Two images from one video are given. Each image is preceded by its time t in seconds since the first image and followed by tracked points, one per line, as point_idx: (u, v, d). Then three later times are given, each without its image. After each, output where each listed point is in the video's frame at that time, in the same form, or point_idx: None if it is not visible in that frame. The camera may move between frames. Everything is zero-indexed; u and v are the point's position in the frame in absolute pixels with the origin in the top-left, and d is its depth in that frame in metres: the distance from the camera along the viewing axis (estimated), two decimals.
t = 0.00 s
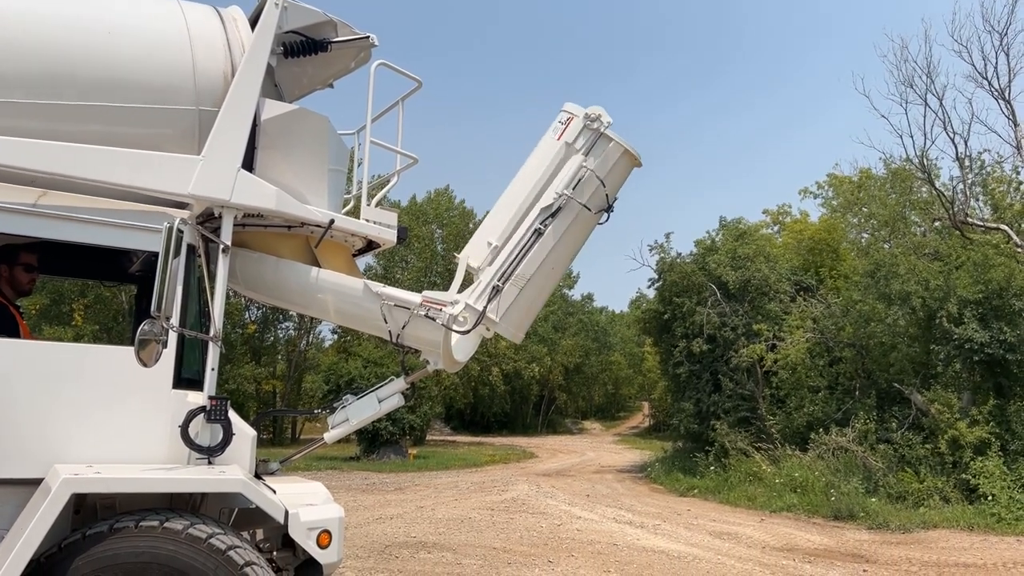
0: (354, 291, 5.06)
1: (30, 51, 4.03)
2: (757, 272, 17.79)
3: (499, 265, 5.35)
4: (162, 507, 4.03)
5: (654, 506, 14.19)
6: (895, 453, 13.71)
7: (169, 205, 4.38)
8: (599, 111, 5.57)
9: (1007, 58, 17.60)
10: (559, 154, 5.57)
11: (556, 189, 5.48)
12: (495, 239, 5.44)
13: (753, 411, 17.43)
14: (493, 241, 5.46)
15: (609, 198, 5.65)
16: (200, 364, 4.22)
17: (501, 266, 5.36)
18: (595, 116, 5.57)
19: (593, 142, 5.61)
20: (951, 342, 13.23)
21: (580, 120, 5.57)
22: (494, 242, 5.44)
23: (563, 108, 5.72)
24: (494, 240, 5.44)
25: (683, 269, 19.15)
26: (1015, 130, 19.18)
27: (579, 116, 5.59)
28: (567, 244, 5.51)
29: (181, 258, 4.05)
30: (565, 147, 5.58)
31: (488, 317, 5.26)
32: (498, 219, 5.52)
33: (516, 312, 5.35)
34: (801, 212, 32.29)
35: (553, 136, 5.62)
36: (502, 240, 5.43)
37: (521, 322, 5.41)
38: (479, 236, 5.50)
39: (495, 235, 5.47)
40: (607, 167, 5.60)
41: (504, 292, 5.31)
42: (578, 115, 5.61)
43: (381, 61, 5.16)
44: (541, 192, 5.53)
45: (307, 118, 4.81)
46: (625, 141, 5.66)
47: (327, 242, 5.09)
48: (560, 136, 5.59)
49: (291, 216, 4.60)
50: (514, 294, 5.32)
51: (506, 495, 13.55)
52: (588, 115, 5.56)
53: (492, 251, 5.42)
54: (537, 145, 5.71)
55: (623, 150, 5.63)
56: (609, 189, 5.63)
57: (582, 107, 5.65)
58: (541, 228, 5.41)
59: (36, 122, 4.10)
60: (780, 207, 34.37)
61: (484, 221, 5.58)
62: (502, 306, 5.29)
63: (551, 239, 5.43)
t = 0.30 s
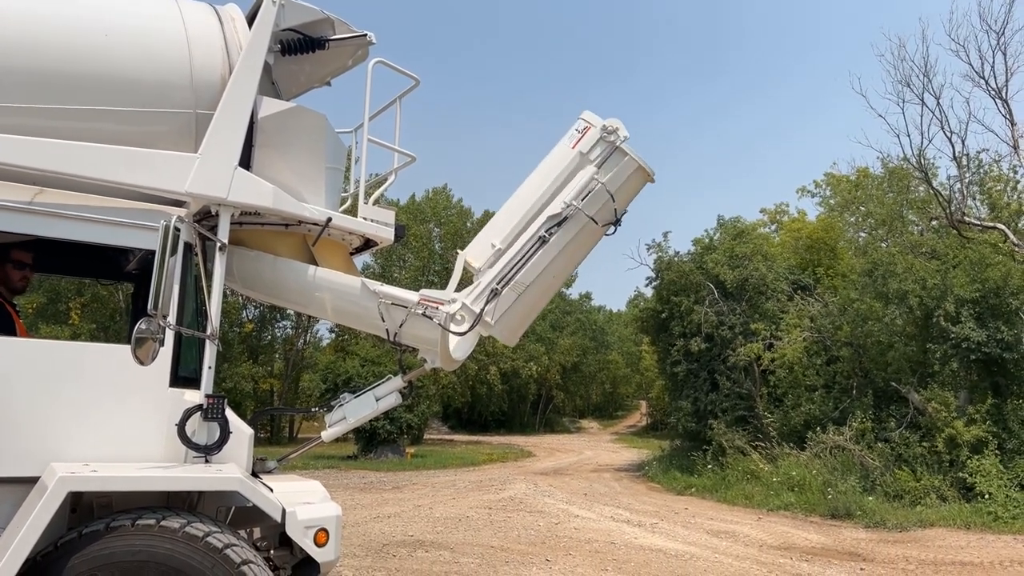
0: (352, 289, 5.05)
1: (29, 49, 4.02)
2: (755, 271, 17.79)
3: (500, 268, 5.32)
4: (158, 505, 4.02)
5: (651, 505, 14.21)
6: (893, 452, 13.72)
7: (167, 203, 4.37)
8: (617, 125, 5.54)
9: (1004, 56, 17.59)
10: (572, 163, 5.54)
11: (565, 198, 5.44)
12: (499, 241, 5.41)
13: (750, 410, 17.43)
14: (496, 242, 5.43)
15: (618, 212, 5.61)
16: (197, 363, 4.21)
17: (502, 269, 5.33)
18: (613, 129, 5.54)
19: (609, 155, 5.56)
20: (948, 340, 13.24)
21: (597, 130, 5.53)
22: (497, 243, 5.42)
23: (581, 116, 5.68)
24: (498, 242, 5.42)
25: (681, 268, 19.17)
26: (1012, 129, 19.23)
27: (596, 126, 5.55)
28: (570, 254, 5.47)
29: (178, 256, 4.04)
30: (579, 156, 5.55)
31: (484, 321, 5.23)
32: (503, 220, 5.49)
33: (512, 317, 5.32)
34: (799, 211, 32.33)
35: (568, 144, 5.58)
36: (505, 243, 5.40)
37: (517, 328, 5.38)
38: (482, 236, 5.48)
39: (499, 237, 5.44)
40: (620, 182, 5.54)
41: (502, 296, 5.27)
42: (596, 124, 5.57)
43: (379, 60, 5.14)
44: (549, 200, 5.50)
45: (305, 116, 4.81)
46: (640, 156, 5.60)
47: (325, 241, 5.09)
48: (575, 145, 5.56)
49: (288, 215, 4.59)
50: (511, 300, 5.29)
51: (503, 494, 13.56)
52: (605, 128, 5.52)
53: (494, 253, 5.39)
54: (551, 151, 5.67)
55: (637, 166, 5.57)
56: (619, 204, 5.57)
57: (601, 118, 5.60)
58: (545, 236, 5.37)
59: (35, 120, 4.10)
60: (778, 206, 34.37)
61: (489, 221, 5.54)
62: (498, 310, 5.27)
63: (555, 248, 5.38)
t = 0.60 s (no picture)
0: (349, 288, 5.04)
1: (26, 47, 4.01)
2: (752, 271, 17.79)
3: (501, 272, 5.30)
4: (154, 503, 4.02)
5: (648, 503, 14.23)
6: (888, 451, 13.75)
7: (163, 201, 4.36)
8: (633, 141, 5.49)
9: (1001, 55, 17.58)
10: (583, 174, 5.50)
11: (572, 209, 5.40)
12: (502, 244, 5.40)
13: (746, 409, 17.44)
14: (499, 245, 5.41)
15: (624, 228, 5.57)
16: (193, 361, 4.19)
17: (502, 273, 5.30)
18: (628, 144, 5.50)
19: (621, 170, 5.52)
20: (944, 340, 13.28)
21: (612, 144, 5.49)
22: (501, 246, 5.40)
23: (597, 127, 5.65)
24: (501, 245, 5.40)
25: (677, 267, 19.17)
26: (1007, 129, 19.29)
27: (611, 139, 5.52)
28: (572, 265, 5.44)
29: (174, 254, 4.04)
30: (591, 168, 5.51)
31: (479, 323, 5.22)
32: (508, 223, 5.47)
33: (506, 320, 5.32)
34: (795, 210, 32.39)
35: (582, 154, 5.54)
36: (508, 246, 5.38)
37: (510, 331, 5.38)
38: (486, 238, 5.46)
39: (503, 240, 5.42)
40: (629, 198, 5.49)
41: (499, 300, 5.26)
42: (611, 137, 5.53)
43: (375, 58, 5.13)
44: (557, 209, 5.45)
45: (302, 114, 4.80)
46: (652, 174, 5.55)
47: (321, 239, 5.08)
48: (589, 156, 5.52)
49: (284, 213, 4.58)
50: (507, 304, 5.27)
51: (500, 493, 13.55)
52: (621, 142, 5.48)
53: (496, 256, 5.38)
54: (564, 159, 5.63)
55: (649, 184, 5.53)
56: (625, 220, 5.52)
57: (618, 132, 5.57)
58: (549, 245, 5.34)
59: (32, 116, 4.09)
60: (775, 205, 34.40)
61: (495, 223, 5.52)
62: (493, 314, 5.25)
63: (557, 258, 5.35)
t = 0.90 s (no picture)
0: (345, 286, 5.03)
1: (19, 42, 3.99)
2: (747, 269, 17.82)
3: (499, 276, 5.25)
4: (149, 501, 4.01)
5: (643, 502, 14.25)
6: (883, 449, 13.80)
7: (158, 198, 4.35)
8: (645, 159, 5.41)
9: (995, 55, 17.60)
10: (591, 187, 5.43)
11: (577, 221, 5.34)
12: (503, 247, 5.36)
13: (741, 407, 17.46)
14: (501, 248, 5.38)
15: (626, 245, 5.50)
16: (188, 359, 4.19)
17: (500, 277, 5.25)
18: (640, 162, 5.41)
19: (631, 187, 5.43)
20: (938, 338, 13.32)
21: (624, 160, 5.41)
22: (502, 250, 5.37)
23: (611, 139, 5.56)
24: (503, 248, 5.37)
25: (673, 266, 19.20)
26: (1001, 128, 19.37)
27: (624, 154, 5.43)
28: (570, 277, 5.39)
29: (169, 252, 4.03)
30: (601, 181, 5.43)
31: (471, 325, 5.18)
32: (511, 227, 5.43)
33: (499, 325, 5.27)
34: (790, 209, 32.46)
35: (593, 166, 5.47)
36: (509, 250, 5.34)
37: (502, 335, 5.34)
38: (488, 240, 5.44)
39: (504, 244, 5.39)
40: (635, 215, 5.41)
41: (494, 304, 5.20)
42: (624, 151, 5.44)
43: (372, 55, 5.13)
44: (562, 218, 5.40)
45: (298, 112, 4.79)
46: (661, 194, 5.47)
47: (317, 237, 5.08)
48: (599, 169, 5.45)
49: (280, 211, 4.57)
50: (502, 309, 5.22)
51: (495, 491, 13.55)
52: (633, 158, 5.40)
53: (495, 259, 5.35)
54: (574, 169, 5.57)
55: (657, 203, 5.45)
56: (629, 237, 5.45)
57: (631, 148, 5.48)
58: (550, 255, 5.28)
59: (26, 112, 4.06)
60: (770, 204, 34.45)
61: (498, 225, 5.50)
62: (486, 317, 5.20)
63: (557, 268, 5.30)
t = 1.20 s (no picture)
0: (339, 284, 5.04)
1: (12, 37, 3.98)
2: (742, 267, 17.84)
3: (496, 280, 5.23)
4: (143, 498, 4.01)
5: (638, 499, 14.28)
6: (876, 447, 13.86)
7: (152, 195, 4.34)
8: (654, 179, 5.36)
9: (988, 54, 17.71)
10: (597, 201, 5.39)
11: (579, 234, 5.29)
12: (504, 251, 5.36)
13: (735, 405, 17.51)
14: (501, 252, 5.38)
15: (626, 263, 5.43)
16: (183, 357, 4.17)
17: (497, 281, 5.23)
18: (649, 182, 5.36)
19: (637, 206, 5.37)
20: (931, 336, 13.37)
21: (633, 178, 5.36)
22: (502, 253, 5.36)
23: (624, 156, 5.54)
24: (503, 252, 5.36)
25: (668, 264, 19.24)
26: (994, 127, 19.49)
27: (634, 172, 5.39)
28: (566, 289, 5.34)
29: (164, 249, 4.02)
30: (608, 197, 5.39)
31: (463, 326, 5.16)
32: (514, 232, 5.43)
33: (490, 328, 5.24)
34: (785, 207, 32.57)
35: (601, 180, 5.44)
36: (509, 255, 5.34)
37: (492, 337, 5.31)
38: (490, 242, 5.45)
39: (504, 248, 5.38)
40: (637, 234, 5.34)
41: (488, 306, 5.18)
42: (634, 169, 5.41)
43: (366, 52, 5.14)
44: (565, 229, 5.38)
45: (292, 109, 4.79)
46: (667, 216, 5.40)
47: (311, 235, 5.08)
48: (608, 185, 5.41)
49: (275, 208, 4.57)
50: (494, 313, 5.19)
51: (490, 489, 13.56)
52: (642, 177, 5.35)
53: (494, 262, 5.34)
54: (583, 181, 5.55)
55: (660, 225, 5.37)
56: (629, 256, 5.39)
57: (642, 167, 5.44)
58: (548, 265, 5.24)
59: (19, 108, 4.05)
60: (764, 202, 34.53)
61: (501, 228, 5.51)
62: (479, 319, 5.17)
63: (553, 279, 5.25)
